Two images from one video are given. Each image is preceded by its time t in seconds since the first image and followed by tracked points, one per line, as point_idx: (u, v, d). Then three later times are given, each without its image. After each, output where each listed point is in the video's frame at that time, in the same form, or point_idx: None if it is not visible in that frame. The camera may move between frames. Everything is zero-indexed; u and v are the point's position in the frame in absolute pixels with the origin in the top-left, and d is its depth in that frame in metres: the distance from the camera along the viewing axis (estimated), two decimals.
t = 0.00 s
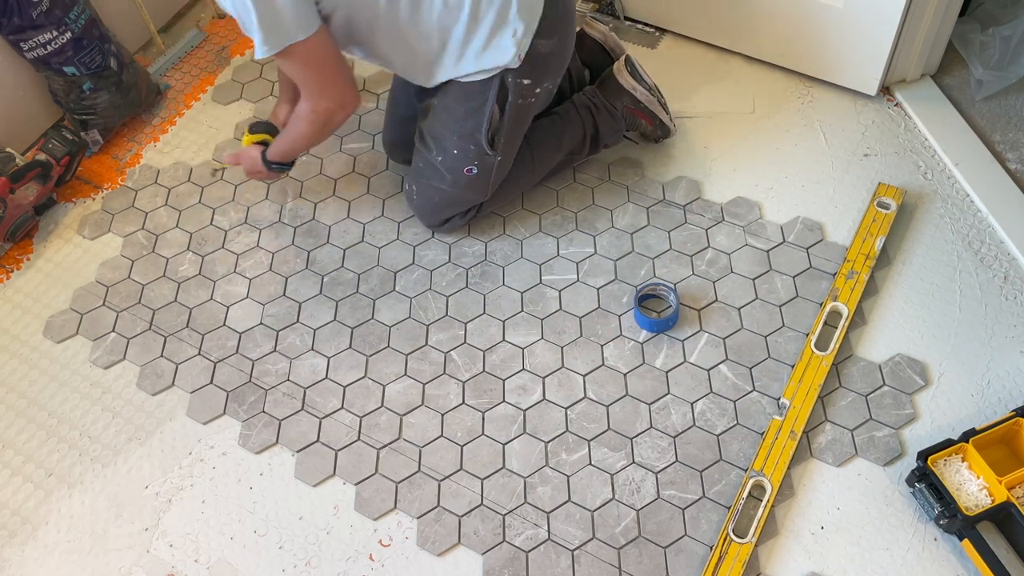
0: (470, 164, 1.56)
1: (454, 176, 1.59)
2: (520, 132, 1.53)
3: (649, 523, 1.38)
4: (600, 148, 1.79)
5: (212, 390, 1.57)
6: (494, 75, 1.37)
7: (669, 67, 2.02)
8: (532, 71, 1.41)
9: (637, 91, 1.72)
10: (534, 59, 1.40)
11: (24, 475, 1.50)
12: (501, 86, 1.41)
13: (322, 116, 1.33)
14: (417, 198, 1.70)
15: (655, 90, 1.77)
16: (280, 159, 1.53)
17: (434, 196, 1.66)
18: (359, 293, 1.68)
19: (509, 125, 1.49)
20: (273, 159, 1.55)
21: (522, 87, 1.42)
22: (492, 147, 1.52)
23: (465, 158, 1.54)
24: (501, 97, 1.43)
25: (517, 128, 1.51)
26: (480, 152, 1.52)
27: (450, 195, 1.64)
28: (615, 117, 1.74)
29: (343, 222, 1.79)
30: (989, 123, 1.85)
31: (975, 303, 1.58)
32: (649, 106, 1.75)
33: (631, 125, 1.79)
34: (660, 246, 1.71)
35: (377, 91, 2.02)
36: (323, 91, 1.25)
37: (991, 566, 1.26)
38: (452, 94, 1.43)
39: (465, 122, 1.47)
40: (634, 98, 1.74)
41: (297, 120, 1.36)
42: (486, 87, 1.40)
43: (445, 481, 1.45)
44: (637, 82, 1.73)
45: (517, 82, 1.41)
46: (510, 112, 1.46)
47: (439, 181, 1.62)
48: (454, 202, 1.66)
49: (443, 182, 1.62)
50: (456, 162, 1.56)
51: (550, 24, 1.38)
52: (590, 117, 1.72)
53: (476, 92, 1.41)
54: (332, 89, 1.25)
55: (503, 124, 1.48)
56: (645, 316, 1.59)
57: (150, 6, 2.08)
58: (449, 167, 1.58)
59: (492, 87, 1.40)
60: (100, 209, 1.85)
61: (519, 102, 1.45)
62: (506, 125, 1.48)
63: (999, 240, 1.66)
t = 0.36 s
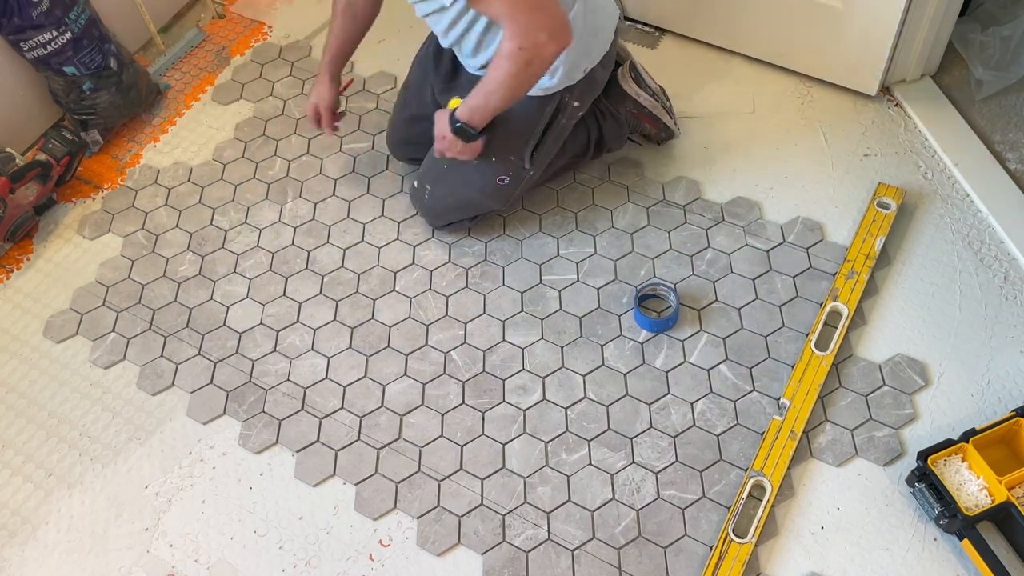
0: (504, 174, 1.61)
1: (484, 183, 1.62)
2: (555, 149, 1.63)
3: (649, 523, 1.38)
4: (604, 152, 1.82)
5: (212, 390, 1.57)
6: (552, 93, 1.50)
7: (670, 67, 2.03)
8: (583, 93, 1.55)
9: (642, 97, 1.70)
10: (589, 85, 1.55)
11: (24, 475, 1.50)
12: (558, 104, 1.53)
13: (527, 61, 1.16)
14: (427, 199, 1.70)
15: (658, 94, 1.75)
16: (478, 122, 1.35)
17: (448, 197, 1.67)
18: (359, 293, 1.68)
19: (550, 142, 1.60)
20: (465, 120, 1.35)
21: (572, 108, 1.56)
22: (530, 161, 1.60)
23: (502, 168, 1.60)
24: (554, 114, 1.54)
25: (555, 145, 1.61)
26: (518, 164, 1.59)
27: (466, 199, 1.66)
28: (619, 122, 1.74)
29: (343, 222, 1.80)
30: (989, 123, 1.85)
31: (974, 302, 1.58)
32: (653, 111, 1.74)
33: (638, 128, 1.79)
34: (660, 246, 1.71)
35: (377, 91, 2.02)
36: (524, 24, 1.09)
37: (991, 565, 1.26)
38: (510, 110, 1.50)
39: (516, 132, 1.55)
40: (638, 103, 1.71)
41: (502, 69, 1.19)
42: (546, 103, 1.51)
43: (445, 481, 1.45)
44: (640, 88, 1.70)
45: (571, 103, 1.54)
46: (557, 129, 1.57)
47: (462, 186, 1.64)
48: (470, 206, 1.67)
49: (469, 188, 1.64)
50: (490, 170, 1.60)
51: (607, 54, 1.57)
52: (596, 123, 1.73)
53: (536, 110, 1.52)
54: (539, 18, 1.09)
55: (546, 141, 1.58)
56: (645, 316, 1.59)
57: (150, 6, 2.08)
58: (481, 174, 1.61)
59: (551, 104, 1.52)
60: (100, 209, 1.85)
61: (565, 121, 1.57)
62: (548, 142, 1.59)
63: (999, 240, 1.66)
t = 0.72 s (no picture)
0: (517, 175, 1.62)
1: (496, 184, 1.63)
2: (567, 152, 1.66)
3: (649, 523, 1.38)
4: (602, 151, 1.81)
5: (212, 390, 1.57)
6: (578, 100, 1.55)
7: (670, 67, 2.02)
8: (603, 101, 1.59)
9: (637, 95, 1.71)
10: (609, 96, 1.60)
11: (24, 475, 1.50)
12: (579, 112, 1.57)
13: (598, 65, 1.33)
14: (432, 196, 1.69)
15: (654, 92, 1.76)
16: (515, 114, 1.44)
17: (453, 195, 1.66)
18: (358, 293, 1.68)
19: (563, 147, 1.63)
20: (503, 110, 1.43)
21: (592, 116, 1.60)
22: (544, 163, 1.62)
23: (516, 168, 1.61)
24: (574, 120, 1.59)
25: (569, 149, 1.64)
26: (533, 165, 1.61)
27: (472, 198, 1.65)
28: (618, 120, 1.73)
29: (343, 222, 1.79)
30: (989, 123, 1.85)
31: (975, 302, 1.58)
32: (651, 108, 1.74)
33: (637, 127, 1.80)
34: (660, 246, 1.71)
35: (377, 91, 2.02)
36: (616, 33, 1.27)
37: (991, 566, 1.26)
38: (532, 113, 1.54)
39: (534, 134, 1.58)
40: (635, 101, 1.72)
41: (569, 71, 1.34)
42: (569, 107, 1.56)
43: (445, 481, 1.45)
44: (636, 86, 1.71)
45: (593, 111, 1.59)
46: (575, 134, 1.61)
47: (472, 184, 1.64)
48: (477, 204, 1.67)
49: (478, 187, 1.64)
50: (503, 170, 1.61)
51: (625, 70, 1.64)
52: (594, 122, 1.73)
53: (559, 112, 1.56)
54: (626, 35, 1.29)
55: (562, 145, 1.62)
56: (645, 316, 1.59)
57: (150, 6, 2.08)
58: (494, 174, 1.62)
59: (574, 109, 1.56)
60: (100, 209, 1.85)
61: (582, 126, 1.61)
62: (564, 145, 1.62)
63: (999, 240, 1.66)
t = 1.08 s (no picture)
0: (521, 176, 1.61)
1: (499, 184, 1.62)
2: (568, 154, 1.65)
3: (649, 523, 1.38)
4: (603, 151, 1.81)
5: (212, 390, 1.57)
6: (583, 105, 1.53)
7: (670, 67, 2.03)
8: (610, 107, 1.60)
9: (637, 93, 1.71)
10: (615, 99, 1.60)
11: (24, 475, 1.50)
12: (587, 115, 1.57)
13: (623, 66, 1.33)
14: (433, 195, 1.70)
15: (656, 92, 1.76)
16: (535, 85, 1.45)
17: (455, 194, 1.67)
18: (359, 293, 1.68)
19: (564, 150, 1.61)
20: (524, 77, 1.44)
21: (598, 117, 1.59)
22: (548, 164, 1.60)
23: (520, 169, 1.60)
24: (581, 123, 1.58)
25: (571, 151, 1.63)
26: (536, 166, 1.60)
27: (474, 197, 1.66)
28: (618, 121, 1.73)
29: (343, 221, 1.79)
30: (989, 123, 1.85)
31: (974, 303, 1.58)
32: (650, 107, 1.74)
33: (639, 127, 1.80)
34: (660, 246, 1.71)
35: (377, 91, 2.02)
36: (647, 40, 1.27)
37: (991, 566, 1.26)
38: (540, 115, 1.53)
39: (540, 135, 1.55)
40: (634, 99, 1.71)
41: (592, 61, 1.34)
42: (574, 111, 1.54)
43: (445, 481, 1.45)
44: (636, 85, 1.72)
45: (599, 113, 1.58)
46: (580, 137, 1.60)
47: (473, 184, 1.64)
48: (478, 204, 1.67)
49: (480, 187, 1.64)
50: (505, 171, 1.60)
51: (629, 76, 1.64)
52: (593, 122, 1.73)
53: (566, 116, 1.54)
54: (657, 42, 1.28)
55: (561, 148, 1.59)
56: (645, 316, 1.59)
57: (150, 6, 2.08)
58: (497, 174, 1.61)
59: (582, 112, 1.55)
60: (100, 209, 1.85)
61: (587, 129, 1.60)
62: (564, 147, 1.60)
63: (999, 240, 1.66)
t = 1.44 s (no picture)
0: (512, 175, 1.61)
1: (491, 184, 1.63)
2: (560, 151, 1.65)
3: (649, 523, 1.38)
4: (600, 151, 1.81)
5: (212, 390, 1.57)
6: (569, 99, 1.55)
7: (669, 68, 2.03)
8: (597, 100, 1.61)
9: (637, 94, 1.70)
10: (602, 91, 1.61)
11: (24, 475, 1.50)
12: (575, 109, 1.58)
13: (572, 46, 1.34)
14: (428, 197, 1.70)
15: (654, 91, 1.75)
16: (508, 87, 1.47)
17: (450, 196, 1.66)
18: (358, 293, 1.68)
19: (558, 147, 1.62)
20: (496, 82, 1.46)
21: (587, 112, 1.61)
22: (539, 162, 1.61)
23: (511, 168, 1.60)
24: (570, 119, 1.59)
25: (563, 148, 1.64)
26: (527, 164, 1.60)
27: (470, 198, 1.65)
28: (615, 119, 1.75)
29: (343, 221, 1.80)
30: (989, 123, 1.85)
31: (974, 302, 1.58)
32: (648, 107, 1.73)
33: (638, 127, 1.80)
34: (660, 246, 1.71)
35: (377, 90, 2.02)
36: (583, 13, 1.28)
37: (991, 566, 1.26)
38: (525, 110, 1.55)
39: (530, 132, 1.57)
40: (632, 99, 1.71)
41: (545, 51, 1.35)
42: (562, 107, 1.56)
43: (445, 481, 1.45)
44: (633, 84, 1.70)
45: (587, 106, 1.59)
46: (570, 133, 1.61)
47: (466, 186, 1.64)
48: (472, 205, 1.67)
49: (473, 189, 1.64)
50: (500, 171, 1.61)
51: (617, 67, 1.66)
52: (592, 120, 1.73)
53: (553, 112, 1.56)
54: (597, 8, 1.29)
55: (555, 146, 1.60)
56: (645, 315, 1.59)
57: (150, 6, 2.09)
58: (489, 174, 1.62)
59: (570, 106, 1.56)
60: (100, 209, 1.85)
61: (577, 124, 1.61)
62: (558, 145, 1.61)
63: (999, 240, 1.66)
